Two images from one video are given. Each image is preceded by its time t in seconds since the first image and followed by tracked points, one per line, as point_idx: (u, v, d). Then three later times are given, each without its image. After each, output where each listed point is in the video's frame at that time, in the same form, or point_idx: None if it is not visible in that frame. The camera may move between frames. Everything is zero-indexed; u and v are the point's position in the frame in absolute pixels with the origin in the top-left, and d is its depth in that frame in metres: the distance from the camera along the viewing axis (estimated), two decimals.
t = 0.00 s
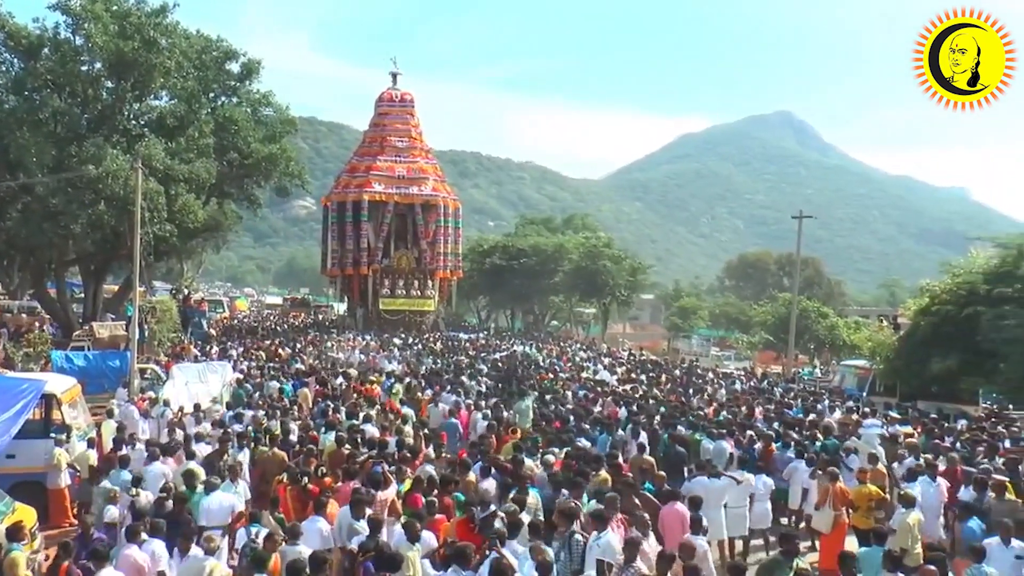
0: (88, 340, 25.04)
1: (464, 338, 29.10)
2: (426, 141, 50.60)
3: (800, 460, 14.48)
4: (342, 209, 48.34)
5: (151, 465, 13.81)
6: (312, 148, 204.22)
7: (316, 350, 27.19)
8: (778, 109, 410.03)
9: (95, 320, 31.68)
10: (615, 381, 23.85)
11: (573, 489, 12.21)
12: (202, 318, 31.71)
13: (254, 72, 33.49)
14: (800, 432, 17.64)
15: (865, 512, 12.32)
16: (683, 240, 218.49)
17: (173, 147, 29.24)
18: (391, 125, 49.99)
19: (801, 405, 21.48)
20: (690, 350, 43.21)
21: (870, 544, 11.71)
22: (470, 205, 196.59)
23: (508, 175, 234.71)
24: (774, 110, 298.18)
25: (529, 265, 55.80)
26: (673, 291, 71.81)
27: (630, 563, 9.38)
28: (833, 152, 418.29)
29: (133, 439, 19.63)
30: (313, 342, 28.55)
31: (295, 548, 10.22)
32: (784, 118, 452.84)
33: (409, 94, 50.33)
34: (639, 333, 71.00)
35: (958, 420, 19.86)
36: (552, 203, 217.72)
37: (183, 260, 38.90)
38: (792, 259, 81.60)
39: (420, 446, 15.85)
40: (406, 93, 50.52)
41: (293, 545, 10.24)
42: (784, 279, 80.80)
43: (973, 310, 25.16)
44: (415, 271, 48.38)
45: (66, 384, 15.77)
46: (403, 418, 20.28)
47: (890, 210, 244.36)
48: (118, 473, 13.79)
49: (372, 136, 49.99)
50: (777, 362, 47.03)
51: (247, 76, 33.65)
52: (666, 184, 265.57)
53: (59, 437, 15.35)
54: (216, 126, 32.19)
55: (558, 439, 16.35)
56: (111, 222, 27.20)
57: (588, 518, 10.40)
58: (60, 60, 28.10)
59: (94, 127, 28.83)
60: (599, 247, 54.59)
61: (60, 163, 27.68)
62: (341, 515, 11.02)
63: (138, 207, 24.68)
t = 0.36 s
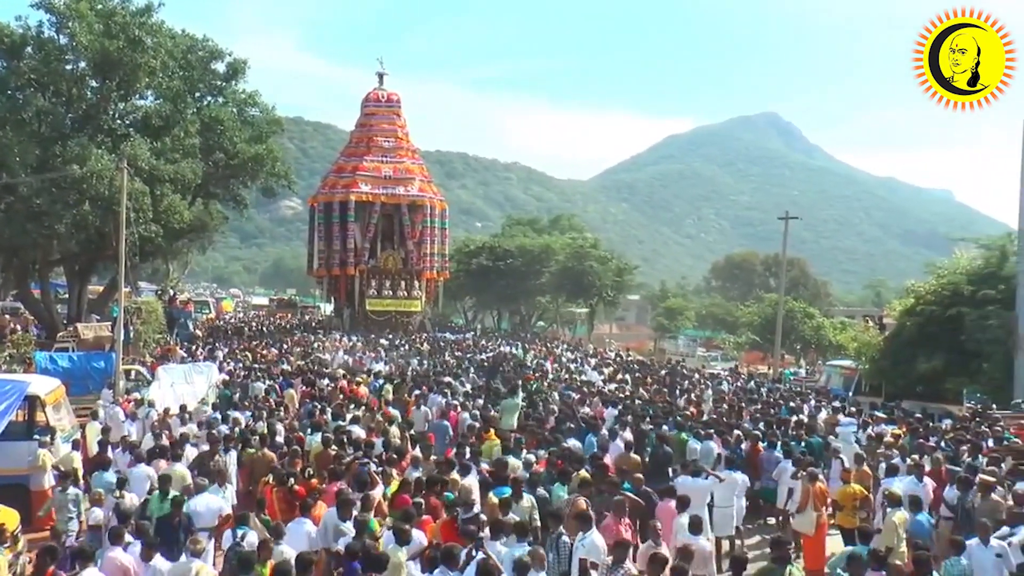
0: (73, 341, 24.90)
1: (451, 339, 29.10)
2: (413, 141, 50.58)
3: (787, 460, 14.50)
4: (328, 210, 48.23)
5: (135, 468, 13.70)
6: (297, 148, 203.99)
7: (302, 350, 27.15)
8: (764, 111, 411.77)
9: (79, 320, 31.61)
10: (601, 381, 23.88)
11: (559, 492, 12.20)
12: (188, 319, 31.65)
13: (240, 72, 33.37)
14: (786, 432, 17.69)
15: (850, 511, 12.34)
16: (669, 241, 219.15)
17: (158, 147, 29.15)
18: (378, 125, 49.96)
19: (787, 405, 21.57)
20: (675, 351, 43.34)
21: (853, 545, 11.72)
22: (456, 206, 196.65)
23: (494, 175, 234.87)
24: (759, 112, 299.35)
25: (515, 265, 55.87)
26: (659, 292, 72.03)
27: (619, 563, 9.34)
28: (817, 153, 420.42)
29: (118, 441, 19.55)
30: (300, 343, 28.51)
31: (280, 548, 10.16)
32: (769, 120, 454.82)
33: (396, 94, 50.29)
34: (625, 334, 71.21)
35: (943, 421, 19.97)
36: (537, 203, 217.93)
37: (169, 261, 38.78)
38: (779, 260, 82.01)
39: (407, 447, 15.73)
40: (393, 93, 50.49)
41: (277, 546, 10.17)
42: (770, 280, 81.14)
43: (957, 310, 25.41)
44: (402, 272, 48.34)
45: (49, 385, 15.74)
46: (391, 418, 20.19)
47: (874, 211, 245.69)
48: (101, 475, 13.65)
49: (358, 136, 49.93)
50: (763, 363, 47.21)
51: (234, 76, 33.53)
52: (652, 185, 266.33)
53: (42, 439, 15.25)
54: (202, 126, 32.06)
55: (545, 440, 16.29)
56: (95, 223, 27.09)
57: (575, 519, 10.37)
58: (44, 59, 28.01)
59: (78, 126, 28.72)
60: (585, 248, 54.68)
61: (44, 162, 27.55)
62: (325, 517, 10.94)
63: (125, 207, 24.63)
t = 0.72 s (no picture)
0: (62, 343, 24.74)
1: (444, 340, 29.09)
2: (404, 143, 50.56)
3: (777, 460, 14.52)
4: (319, 211, 48.11)
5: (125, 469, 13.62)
6: (288, 149, 203.83)
7: (294, 351, 27.10)
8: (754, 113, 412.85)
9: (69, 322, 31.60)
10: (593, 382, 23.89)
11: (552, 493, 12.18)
12: (179, 321, 31.59)
13: (231, 72, 33.29)
14: (778, 432, 17.72)
15: (841, 512, 12.37)
16: (660, 242, 219.52)
17: (149, 148, 29.08)
18: (369, 126, 49.92)
19: (779, 406, 21.61)
20: (666, 352, 43.41)
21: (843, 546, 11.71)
22: (447, 207, 196.63)
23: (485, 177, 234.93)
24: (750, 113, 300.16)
25: (506, 267, 55.89)
26: (651, 293, 72.15)
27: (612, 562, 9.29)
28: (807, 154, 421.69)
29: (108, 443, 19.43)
30: (292, 345, 28.46)
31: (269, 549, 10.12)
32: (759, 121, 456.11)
33: (388, 96, 50.28)
34: (617, 335, 71.34)
35: (933, 421, 20.06)
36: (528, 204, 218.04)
37: (160, 262, 38.67)
38: (770, 262, 82.23)
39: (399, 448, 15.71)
40: (384, 94, 50.47)
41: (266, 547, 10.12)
42: (762, 281, 81.30)
43: (947, 311, 25.52)
44: (393, 273, 48.36)
45: (39, 387, 15.74)
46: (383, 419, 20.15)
47: (864, 213, 246.53)
48: (91, 478, 13.58)
49: (349, 137, 49.87)
50: (755, 364, 47.31)
51: (225, 77, 33.45)
52: (643, 187, 266.82)
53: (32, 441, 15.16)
54: (193, 127, 31.98)
55: (537, 441, 16.28)
56: (86, 224, 26.99)
57: (567, 520, 10.37)
58: (34, 59, 27.95)
59: (68, 127, 28.65)
60: (577, 249, 54.72)
61: (34, 163, 27.48)
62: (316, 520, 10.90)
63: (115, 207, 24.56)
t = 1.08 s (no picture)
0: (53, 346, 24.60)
1: (436, 343, 29.07)
2: (397, 144, 50.49)
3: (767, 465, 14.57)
4: (310, 213, 48.00)
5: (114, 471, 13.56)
6: (279, 151, 203.70)
7: (284, 353, 27.07)
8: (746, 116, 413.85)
9: (59, 324, 31.64)
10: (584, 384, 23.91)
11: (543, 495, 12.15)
12: (169, 322, 31.59)
13: (223, 74, 33.22)
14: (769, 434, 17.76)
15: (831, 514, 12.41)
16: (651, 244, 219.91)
17: (140, 150, 29.03)
18: (362, 128, 49.80)
19: (771, 408, 21.65)
20: (657, 355, 43.46)
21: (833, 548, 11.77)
22: (438, 209, 196.65)
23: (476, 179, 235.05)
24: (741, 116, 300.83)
25: (497, 269, 55.92)
26: (643, 296, 72.27)
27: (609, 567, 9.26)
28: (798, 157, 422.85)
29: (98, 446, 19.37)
30: (283, 346, 28.41)
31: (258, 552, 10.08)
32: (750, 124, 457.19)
33: (380, 97, 50.18)
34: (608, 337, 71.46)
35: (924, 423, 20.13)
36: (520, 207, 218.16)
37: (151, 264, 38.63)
38: (762, 264, 82.32)
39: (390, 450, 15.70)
40: (377, 96, 50.33)
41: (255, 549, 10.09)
42: (753, 283, 81.37)
43: (939, 314, 25.60)
44: (385, 275, 48.28)
45: (29, 390, 15.67)
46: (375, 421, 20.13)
47: (855, 216, 247.24)
48: (79, 480, 13.56)
49: (340, 139, 49.71)
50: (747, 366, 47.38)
51: (216, 78, 33.38)
52: (634, 189, 267.23)
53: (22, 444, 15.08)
54: (185, 128, 31.92)
55: (528, 444, 16.28)
56: (76, 225, 26.95)
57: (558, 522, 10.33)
58: (24, 59, 27.85)
59: (59, 128, 28.56)
60: (568, 251, 54.75)
61: (24, 164, 27.40)
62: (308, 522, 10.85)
63: (106, 209, 24.52)
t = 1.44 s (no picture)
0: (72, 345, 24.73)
1: (452, 342, 29.13)
2: (419, 140, 50.71)
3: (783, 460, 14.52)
4: (331, 211, 48.20)
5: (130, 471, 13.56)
6: (296, 151, 204.52)
7: (302, 353, 27.20)
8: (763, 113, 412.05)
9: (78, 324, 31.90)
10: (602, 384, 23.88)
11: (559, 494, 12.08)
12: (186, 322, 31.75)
13: (239, 75, 33.38)
14: (785, 434, 17.67)
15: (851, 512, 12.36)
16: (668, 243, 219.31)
17: (157, 151, 29.19)
18: (383, 124, 50.08)
19: (787, 408, 21.55)
20: (672, 355, 43.37)
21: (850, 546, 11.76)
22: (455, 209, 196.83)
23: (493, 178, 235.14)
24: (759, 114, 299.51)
25: (513, 268, 55.93)
26: (659, 296, 72.13)
27: None
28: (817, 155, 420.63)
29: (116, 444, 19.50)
30: (303, 346, 28.55)
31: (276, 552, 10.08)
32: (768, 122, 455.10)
33: (402, 93, 50.37)
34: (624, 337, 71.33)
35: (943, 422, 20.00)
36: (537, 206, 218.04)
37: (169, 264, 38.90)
38: (778, 264, 81.94)
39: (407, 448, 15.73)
40: (399, 91, 50.57)
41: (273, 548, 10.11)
42: (769, 282, 81.04)
43: (956, 314, 25.40)
44: (408, 274, 48.22)
45: (49, 389, 15.72)
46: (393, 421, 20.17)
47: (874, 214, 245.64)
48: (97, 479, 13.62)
49: (364, 135, 50.05)
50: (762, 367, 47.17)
51: (232, 79, 33.54)
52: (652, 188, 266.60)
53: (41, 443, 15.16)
54: (201, 129, 32.07)
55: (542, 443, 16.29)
56: (95, 226, 27.22)
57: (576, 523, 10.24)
58: (43, 61, 27.99)
59: (77, 130, 28.74)
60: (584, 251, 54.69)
61: (43, 166, 27.57)
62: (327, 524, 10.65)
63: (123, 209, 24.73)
